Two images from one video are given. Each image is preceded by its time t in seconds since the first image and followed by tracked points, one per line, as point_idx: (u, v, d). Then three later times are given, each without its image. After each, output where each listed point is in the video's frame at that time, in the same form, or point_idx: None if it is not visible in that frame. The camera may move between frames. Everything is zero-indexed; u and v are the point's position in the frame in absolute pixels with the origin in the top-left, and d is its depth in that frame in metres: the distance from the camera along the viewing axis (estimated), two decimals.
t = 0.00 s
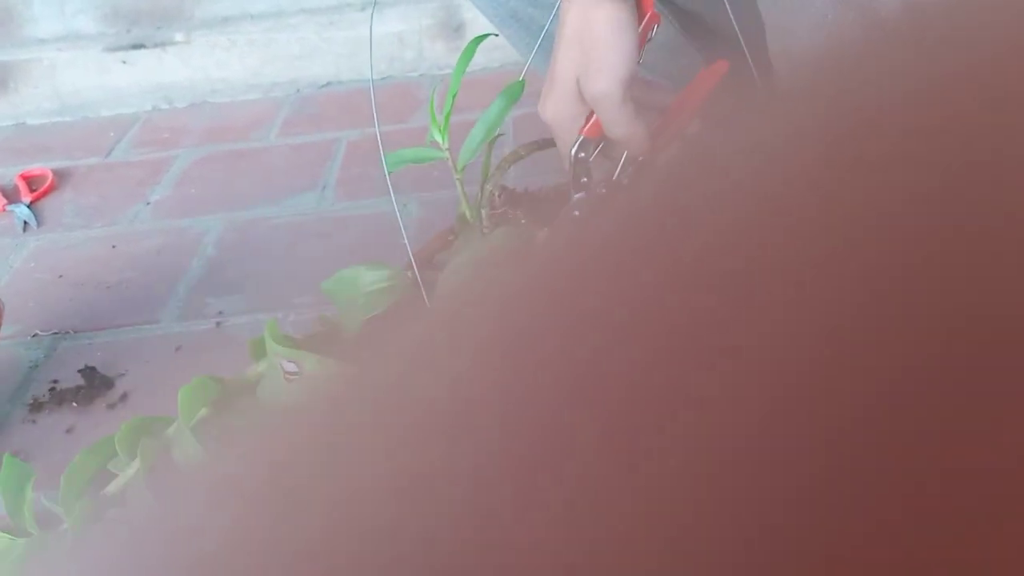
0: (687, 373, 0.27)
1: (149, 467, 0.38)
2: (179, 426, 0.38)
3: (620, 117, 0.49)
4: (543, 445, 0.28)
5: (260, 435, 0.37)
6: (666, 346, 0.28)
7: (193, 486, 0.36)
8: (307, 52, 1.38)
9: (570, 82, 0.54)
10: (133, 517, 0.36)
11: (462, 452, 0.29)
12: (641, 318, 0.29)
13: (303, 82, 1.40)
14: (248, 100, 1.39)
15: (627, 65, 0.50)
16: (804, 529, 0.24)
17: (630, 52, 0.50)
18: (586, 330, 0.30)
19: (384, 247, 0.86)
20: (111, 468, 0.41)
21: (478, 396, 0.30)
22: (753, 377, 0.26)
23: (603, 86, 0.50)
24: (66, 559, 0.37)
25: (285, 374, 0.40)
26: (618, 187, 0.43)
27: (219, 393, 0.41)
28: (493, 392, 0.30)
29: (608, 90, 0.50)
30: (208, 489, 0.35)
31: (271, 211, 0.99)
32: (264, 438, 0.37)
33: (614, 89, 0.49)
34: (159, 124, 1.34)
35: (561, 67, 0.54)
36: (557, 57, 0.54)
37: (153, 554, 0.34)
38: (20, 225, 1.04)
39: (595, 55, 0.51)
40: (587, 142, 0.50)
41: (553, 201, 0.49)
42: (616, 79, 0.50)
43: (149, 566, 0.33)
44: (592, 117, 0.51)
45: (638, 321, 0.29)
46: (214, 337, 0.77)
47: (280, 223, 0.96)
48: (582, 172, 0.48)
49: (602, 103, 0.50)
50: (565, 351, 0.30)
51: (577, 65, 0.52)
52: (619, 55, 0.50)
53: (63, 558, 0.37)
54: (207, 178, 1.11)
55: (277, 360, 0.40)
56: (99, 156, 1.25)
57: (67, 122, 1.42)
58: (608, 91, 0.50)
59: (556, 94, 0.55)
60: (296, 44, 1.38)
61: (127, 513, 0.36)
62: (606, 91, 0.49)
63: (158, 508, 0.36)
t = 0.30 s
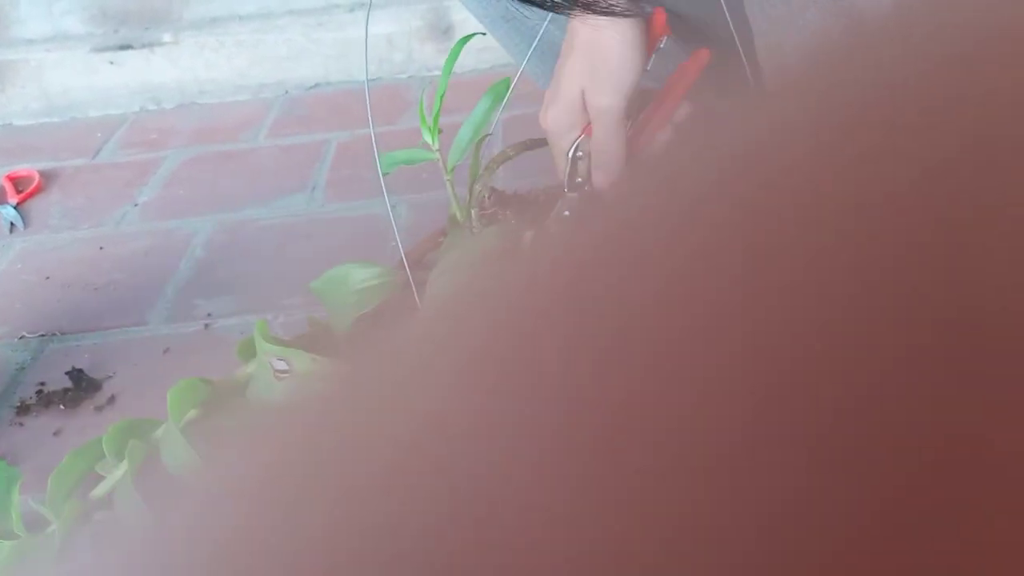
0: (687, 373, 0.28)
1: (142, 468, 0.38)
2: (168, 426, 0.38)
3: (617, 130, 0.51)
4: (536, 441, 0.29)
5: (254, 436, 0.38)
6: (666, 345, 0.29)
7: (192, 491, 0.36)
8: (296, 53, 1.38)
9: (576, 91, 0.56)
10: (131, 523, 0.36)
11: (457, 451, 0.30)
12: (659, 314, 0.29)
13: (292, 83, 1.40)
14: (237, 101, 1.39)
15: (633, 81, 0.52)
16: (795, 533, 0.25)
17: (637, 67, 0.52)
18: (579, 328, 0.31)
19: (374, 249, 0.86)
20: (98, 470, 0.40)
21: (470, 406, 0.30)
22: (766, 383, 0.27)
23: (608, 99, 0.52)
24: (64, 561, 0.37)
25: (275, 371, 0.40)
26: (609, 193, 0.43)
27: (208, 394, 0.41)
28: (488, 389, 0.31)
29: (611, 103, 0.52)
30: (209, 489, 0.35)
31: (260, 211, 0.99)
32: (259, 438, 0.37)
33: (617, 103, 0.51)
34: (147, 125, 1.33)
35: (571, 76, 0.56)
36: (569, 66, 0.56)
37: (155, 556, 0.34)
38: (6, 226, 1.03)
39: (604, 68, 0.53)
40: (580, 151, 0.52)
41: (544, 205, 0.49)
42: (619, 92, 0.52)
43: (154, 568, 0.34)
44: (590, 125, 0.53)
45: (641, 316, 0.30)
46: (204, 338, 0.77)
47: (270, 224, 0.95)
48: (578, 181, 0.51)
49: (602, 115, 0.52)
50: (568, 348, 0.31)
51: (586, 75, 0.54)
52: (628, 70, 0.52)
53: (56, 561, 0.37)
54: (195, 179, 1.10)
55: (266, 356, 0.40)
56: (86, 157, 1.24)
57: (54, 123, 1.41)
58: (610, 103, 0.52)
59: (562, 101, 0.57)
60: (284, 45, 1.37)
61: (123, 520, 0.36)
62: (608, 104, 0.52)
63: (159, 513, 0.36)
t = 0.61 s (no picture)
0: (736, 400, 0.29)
1: (164, 470, 0.37)
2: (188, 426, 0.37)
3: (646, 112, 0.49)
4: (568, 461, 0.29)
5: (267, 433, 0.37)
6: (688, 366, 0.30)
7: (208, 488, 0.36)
8: (305, 54, 1.38)
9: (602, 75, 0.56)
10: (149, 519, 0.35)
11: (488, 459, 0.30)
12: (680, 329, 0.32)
13: (302, 85, 1.41)
14: (247, 103, 1.39)
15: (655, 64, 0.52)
16: (807, 533, 0.25)
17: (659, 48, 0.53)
18: (609, 341, 0.32)
19: (384, 248, 0.86)
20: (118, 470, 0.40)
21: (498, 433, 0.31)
22: (787, 401, 0.28)
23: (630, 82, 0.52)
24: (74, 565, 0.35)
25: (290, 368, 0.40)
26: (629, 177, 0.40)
27: (226, 393, 0.41)
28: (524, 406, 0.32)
29: (634, 85, 0.51)
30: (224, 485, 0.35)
31: (271, 212, 0.99)
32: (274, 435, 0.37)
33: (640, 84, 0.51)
34: (158, 127, 1.34)
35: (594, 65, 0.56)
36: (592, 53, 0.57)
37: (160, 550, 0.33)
38: (19, 228, 1.04)
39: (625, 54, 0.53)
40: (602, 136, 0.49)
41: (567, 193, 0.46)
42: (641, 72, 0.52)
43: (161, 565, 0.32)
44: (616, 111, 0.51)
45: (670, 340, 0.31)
46: (218, 338, 0.77)
47: (281, 225, 0.96)
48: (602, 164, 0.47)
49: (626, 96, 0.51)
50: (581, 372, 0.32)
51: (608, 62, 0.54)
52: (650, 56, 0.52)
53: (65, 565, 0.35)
54: (206, 180, 1.11)
55: (280, 353, 0.40)
56: (98, 159, 1.25)
57: (66, 125, 1.42)
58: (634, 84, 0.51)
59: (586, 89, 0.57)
60: (294, 46, 1.37)
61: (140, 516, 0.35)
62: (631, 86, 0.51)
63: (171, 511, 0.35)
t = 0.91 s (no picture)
0: (742, 419, 0.30)
1: (172, 471, 0.36)
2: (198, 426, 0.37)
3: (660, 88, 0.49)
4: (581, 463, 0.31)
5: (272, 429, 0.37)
6: (701, 385, 0.32)
7: (215, 483, 0.36)
8: (313, 55, 1.38)
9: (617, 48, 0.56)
10: (160, 517, 0.35)
11: (502, 463, 0.32)
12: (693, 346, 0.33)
13: (310, 85, 1.41)
14: (255, 103, 1.40)
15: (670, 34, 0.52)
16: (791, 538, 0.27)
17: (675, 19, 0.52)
18: (625, 357, 0.34)
19: (391, 248, 0.86)
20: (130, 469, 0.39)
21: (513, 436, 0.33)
22: (769, 406, 0.31)
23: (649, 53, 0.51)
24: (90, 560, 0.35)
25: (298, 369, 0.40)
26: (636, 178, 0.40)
27: (238, 393, 0.40)
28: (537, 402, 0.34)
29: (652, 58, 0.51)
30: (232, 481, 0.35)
31: (279, 212, 0.99)
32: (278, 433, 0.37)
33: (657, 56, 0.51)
34: (167, 128, 1.35)
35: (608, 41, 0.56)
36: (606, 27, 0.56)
37: (172, 551, 0.34)
38: (29, 228, 1.05)
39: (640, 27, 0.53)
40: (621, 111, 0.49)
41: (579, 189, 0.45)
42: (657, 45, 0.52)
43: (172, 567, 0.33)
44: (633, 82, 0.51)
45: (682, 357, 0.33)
46: (227, 338, 0.78)
47: (288, 225, 0.96)
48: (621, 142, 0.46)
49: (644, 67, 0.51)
50: (598, 381, 0.33)
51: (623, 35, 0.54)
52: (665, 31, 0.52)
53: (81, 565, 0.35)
54: (214, 180, 1.11)
55: (288, 355, 0.40)
56: (107, 159, 1.25)
57: (75, 126, 1.42)
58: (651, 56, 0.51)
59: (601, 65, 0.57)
60: (302, 47, 1.37)
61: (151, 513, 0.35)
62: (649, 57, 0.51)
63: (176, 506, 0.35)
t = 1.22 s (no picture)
0: (741, 423, 0.30)
1: (175, 466, 0.36)
2: (203, 423, 0.38)
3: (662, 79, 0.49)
4: (580, 463, 0.31)
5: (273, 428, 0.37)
6: (703, 386, 0.32)
7: (216, 482, 0.35)
8: (315, 54, 1.38)
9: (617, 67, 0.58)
10: (161, 515, 0.35)
11: (502, 463, 0.32)
12: (694, 347, 0.33)
13: (312, 84, 1.41)
14: (258, 102, 1.40)
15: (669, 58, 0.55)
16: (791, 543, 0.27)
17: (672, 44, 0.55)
18: (626, 356, 0.33)
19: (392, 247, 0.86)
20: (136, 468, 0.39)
21: (515, 436, 0.33)
22: (768, 409, 0.30)
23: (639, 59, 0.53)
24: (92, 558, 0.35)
25: (301, 365, 0.40)
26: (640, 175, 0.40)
27: (240, 391, 0.40)
28: (539, 400, 0.33)
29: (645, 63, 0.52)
30: (232, 480, 0.35)
31: (281, 212, 0.99)
32: (278, 432, 0.37)
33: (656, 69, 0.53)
34: (169, 127, 1.35)
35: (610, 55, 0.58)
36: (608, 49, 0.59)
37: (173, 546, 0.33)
38: (32, 228, 1.05)
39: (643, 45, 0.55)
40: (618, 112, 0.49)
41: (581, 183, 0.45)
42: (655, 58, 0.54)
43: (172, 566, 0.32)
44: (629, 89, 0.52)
45: (682, 358, 0.33)
46: (229, 337, 0.78)
47: (290, 224, 0.96)
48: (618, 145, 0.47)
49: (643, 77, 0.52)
50: (600, 381, 0.33)
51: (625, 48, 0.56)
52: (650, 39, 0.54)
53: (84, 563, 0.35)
54: (216, 180, 1.11)
55: (293, 352, 0.40)
56: (109, 158, 1.25)
57: (78, 125, 1.43)
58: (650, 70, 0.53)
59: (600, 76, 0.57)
60: (304, 46, 1.38)
61: (153, 512, 0.35)
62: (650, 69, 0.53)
63: (178, 506, 0.35)
